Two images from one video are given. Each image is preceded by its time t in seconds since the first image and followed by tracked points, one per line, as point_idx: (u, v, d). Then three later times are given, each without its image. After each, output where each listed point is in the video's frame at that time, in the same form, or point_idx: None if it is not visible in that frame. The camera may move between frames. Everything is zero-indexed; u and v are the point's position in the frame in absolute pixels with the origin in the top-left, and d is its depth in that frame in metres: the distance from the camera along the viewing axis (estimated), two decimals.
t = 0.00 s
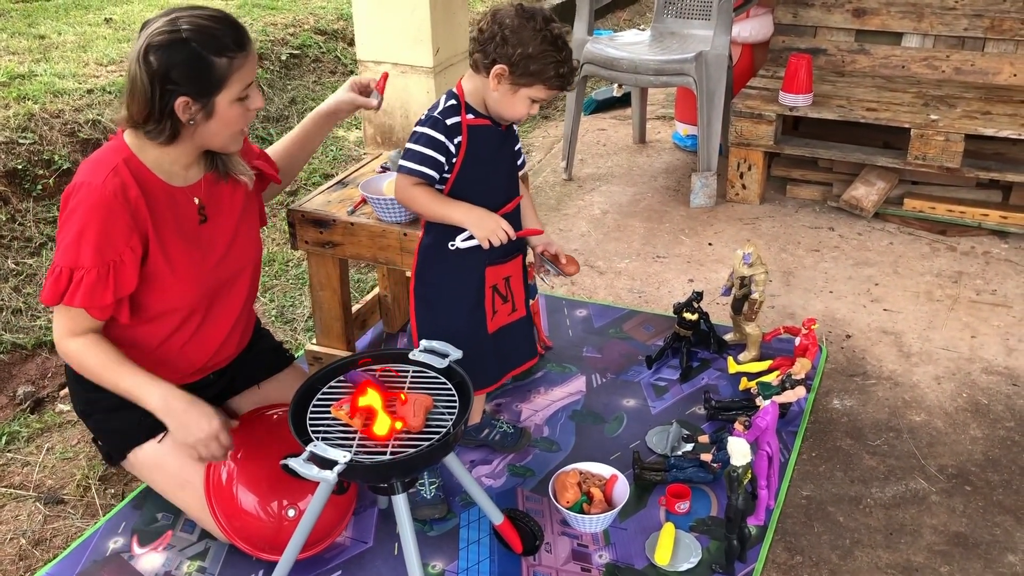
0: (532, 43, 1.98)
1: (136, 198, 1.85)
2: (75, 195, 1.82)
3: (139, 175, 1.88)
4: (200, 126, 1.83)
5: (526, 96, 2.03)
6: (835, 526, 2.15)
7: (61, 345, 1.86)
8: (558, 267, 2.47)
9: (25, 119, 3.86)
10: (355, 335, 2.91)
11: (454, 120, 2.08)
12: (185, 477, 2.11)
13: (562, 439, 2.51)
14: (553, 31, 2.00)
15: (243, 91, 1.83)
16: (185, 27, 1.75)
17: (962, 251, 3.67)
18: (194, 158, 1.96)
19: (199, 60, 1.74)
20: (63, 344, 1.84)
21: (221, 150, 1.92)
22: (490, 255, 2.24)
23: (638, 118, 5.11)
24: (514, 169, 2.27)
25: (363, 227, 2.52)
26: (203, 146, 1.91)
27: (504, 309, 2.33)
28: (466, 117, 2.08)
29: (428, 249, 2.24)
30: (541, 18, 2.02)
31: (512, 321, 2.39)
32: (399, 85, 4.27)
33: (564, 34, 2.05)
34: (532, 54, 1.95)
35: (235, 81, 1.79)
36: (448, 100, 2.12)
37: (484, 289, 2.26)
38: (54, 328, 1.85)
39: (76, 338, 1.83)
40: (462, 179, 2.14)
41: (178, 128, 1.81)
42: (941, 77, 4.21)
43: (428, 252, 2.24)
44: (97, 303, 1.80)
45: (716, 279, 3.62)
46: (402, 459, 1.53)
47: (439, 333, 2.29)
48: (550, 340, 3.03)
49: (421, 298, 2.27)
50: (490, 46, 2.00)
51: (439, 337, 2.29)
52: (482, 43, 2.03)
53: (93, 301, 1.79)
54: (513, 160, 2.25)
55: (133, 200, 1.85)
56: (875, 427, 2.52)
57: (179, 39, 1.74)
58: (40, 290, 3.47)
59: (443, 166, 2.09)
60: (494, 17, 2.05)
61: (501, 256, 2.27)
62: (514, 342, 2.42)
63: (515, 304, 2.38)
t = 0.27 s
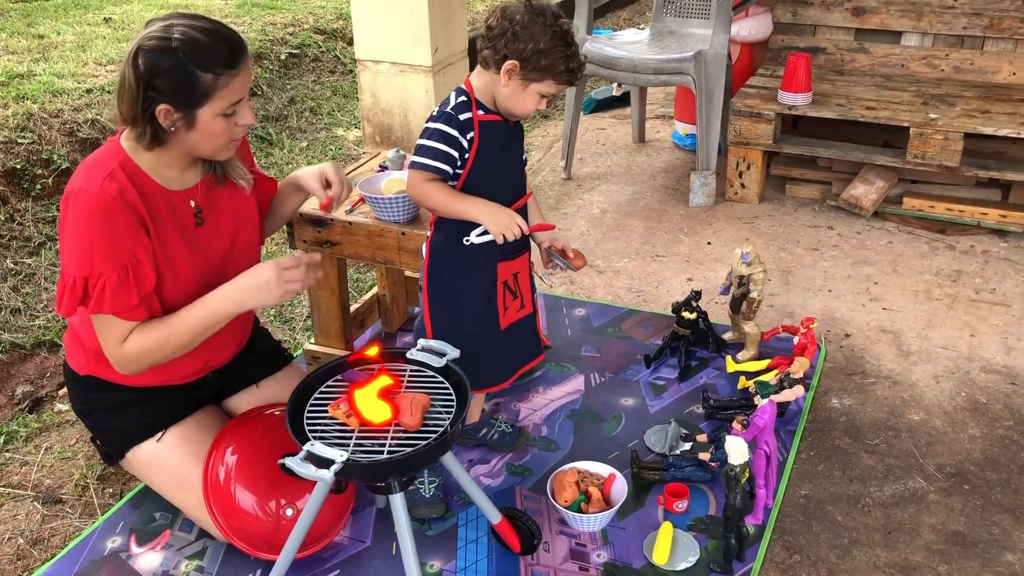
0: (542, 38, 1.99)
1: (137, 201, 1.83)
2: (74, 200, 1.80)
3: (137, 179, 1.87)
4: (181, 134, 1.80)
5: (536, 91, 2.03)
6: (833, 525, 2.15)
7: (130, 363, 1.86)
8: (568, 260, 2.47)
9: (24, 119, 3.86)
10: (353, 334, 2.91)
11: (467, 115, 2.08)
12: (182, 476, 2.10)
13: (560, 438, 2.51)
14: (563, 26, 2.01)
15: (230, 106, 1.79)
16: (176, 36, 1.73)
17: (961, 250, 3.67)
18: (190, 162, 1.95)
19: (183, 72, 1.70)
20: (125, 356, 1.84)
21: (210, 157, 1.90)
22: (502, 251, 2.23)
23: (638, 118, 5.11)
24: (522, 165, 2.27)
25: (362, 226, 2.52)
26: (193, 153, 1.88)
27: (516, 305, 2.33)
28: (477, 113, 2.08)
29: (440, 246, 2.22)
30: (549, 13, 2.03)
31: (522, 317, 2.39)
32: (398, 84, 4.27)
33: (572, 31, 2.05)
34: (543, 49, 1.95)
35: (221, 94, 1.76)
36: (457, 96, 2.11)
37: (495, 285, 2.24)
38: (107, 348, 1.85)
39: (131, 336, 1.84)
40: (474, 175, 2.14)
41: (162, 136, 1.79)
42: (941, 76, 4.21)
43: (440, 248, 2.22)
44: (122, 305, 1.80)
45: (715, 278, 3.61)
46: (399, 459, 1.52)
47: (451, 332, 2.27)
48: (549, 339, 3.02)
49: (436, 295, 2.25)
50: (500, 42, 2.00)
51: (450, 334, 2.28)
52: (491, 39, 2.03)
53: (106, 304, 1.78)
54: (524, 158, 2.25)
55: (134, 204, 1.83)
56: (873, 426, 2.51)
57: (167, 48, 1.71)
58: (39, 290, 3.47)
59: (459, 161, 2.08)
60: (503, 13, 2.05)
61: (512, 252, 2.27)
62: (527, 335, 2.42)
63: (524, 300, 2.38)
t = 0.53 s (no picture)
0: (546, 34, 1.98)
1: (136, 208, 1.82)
2: (73, 205, 1.79)
3: (137, 184, 1.86)
4: (174, 141, 1.78)
5: (540, 87, 2.03)
6: (829, 523, 2.15)
7: (155, 366, 1.84)
8: (574, 254, 2.43)
9: (20, 117, 3.85)
10: (349, 333, 2.90)
11: (472, 112, 2.07)
12: (178, 475, 2.10)
13: (557, 437, 2.51)
14: (565, 22, 2.01)
15: (224, 118, 1.76)
16: (174, 45, 1.71)
17: (958, 249, 3.67)
18: (190, 168, 1.94)
19: (176, 82, 1.68)
20: (148, 360, 1.83)
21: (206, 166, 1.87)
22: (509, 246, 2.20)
23: (635, 116, 5.11)
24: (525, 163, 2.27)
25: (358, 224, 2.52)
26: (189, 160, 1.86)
27: (522, 301, 2.31)
28: (482, 110, 2.07)
29: (447, 244, 2.20)
30: (551, 9, 2.03)
31: (527, 315, 2.37)
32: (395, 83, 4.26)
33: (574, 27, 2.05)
34: (547, 45, 1.95)
35: (214, 107, 1.73)
36: (462, 93, 2.11)
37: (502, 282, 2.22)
38: (129, 355, 1.83)
39: (154, 340, 1.82)
40: (480, 172, 2.13)
41: (158, 141, 1.79)
42: (938, 75, 4.21)
43: (446, 247, 2.20)
44: (137, 307, 1.79)
45: (712, 277, 3.61)
46: (395, 457, 1.52)
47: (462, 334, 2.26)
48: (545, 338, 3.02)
49: (444, 293, 2.23)
50: (503, 39, 1.99)
51: (456, 333, 2.26)
52: (494, 36, 2.02)
53: (115, 311, 1.77)
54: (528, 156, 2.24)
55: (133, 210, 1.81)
56: (870, 425, 2.51)
57: (163, 57, 1.69)
58: (35, 288, 3.46)
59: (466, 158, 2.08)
60: (505, 10, 2.04)
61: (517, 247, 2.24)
62: (533, 332, 2.40)
63: (527, 297, 2.35)
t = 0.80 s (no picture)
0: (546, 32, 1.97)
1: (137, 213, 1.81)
2: (71, 209, 1.78)
3: (137, 189, 1.84)
4: (170, 149, 1.76)
5: (541, 85, 2.02)
6: (824, 522, 2.15)
7: (172, 366, 1.80)
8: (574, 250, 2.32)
9: (14, 114, 3.82)
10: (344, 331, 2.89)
11: (475, 112, 2.02)
12: (172, 473, 2.09)
13: (552, 435, 2.51)
14: (565, 20, 2.00)
15: (220, 127, 1.73)
16: (170, 54, 1.68)
17: (953, 248, 3.68)
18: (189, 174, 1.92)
19: (171, 92, 1.65)
20: (166, 361, 1.80)
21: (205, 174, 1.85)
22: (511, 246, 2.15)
23: (631, 115, 5.10)
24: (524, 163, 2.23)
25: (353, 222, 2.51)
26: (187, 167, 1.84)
27: (522, 298, 2.24)
28: (485, 109, 2.02)
29: (449, 245, 2.11)
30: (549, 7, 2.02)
31: (527, 309, 2.29)
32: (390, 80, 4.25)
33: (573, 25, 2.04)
34: (549, 43, 1.95)
35: (210, 118, 1.70)
36: (462, 93, 2.06)
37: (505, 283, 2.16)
38: (147, 356, 1.81)
39: (171, 340, 1.80)
40: (484, 172, 2.08)
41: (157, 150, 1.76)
42: (933, 74, 4.21)
43: (449, 248, 2.12)
44: (146, 309, 1.76)
45: (707, 275, 3.61)
46: (389, 455, 1.51)
47: (473, 335, 2.16)
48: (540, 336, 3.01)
49: (448, 296, 2.14)
50: (504, 38, 1.97)
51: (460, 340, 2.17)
52: (494, 35, 2.00)
53: (121, 315, 1.75)
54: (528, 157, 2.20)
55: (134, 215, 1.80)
56: (864, 423, 2.52)
57: (158, 65, 1.66)
58: (29, 285, 3.44)
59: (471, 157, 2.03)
60: (505, 8, 2.02)
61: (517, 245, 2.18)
62: (532, 327, 2.33)
63: (526, 292, 2.27)
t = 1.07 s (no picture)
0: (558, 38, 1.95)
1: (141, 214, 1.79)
2: (71, 211, 1.76)
3: (137, 189, 1.83)
4: (172, 154, 1.74)
5: (549, 90, 2.00)
6: (818, 519, 2.16)
7: (206, 357, 1.79)
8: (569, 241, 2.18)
9: (7, 110, 3.80)
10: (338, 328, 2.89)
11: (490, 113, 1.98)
12: (166, 471, 2.08)
13: (546, 433, 2.50)
14: (578, 26, 1.98)
15: (222, 132, 1.71)
16: (170, 59, 1.65)
17: (947, 246, 3.68)
18: (189, 177, 1.90)
19: (172, 98, 1.63)
20: (198, 352, 1.78)
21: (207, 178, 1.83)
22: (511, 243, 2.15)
23: (626, 113, 5.10)
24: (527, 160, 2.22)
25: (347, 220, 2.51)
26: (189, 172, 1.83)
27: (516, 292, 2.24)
28: (497, 111, 1.99)
29: (457, 245, 2.09)
30: (562, 11, 1.99)
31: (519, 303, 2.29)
32: (385, 78, 4.24)
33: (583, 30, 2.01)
34: (560, 50, 1.92)
35: (212, 123, 1.68)
36: (472, 91, 2.01)
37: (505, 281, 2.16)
38: (179, 348, 1.79)
39: (204, 331, 1.79)
40: (494, 174, 2.06)
41: (158, 154, 1.76)
42: (928, 72, 4.21)
43: (456, 247, 2.09)
44: (165, 299, 1.74)
45: (702, 273, 3.61)
46: (383, 451, 1.51)
47: (479, 335, 2.15)
48: (535, 334, 3.01)
49: (451, 297, 2.12)
50: (515, 41, 1.93)
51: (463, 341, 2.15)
52: (504, 35, 1.97)
53: (140, 310, 1.73)
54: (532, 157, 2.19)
55: (137, 216, 1.78)
56: (859, 421, 2.52)
57: (158, 71, 1.63)
58: (22, 282, 3.42)
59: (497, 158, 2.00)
60: (517, 10, 1.99)
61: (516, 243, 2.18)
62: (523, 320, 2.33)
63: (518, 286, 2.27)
